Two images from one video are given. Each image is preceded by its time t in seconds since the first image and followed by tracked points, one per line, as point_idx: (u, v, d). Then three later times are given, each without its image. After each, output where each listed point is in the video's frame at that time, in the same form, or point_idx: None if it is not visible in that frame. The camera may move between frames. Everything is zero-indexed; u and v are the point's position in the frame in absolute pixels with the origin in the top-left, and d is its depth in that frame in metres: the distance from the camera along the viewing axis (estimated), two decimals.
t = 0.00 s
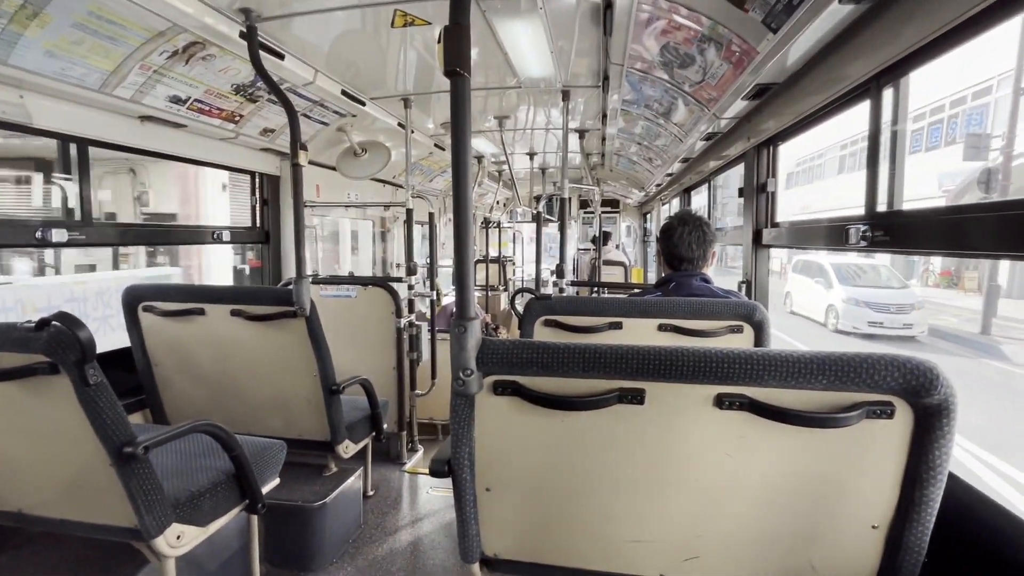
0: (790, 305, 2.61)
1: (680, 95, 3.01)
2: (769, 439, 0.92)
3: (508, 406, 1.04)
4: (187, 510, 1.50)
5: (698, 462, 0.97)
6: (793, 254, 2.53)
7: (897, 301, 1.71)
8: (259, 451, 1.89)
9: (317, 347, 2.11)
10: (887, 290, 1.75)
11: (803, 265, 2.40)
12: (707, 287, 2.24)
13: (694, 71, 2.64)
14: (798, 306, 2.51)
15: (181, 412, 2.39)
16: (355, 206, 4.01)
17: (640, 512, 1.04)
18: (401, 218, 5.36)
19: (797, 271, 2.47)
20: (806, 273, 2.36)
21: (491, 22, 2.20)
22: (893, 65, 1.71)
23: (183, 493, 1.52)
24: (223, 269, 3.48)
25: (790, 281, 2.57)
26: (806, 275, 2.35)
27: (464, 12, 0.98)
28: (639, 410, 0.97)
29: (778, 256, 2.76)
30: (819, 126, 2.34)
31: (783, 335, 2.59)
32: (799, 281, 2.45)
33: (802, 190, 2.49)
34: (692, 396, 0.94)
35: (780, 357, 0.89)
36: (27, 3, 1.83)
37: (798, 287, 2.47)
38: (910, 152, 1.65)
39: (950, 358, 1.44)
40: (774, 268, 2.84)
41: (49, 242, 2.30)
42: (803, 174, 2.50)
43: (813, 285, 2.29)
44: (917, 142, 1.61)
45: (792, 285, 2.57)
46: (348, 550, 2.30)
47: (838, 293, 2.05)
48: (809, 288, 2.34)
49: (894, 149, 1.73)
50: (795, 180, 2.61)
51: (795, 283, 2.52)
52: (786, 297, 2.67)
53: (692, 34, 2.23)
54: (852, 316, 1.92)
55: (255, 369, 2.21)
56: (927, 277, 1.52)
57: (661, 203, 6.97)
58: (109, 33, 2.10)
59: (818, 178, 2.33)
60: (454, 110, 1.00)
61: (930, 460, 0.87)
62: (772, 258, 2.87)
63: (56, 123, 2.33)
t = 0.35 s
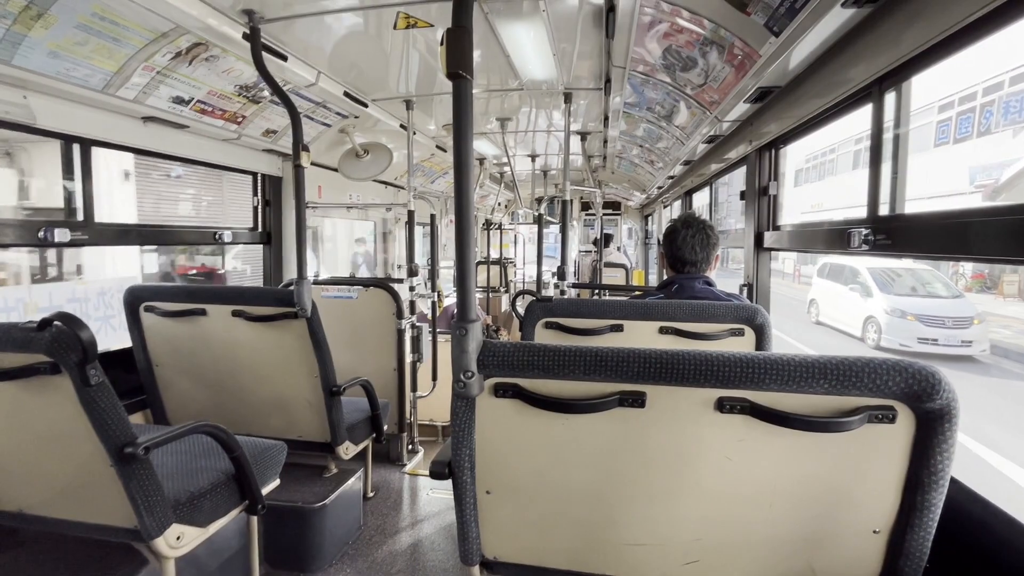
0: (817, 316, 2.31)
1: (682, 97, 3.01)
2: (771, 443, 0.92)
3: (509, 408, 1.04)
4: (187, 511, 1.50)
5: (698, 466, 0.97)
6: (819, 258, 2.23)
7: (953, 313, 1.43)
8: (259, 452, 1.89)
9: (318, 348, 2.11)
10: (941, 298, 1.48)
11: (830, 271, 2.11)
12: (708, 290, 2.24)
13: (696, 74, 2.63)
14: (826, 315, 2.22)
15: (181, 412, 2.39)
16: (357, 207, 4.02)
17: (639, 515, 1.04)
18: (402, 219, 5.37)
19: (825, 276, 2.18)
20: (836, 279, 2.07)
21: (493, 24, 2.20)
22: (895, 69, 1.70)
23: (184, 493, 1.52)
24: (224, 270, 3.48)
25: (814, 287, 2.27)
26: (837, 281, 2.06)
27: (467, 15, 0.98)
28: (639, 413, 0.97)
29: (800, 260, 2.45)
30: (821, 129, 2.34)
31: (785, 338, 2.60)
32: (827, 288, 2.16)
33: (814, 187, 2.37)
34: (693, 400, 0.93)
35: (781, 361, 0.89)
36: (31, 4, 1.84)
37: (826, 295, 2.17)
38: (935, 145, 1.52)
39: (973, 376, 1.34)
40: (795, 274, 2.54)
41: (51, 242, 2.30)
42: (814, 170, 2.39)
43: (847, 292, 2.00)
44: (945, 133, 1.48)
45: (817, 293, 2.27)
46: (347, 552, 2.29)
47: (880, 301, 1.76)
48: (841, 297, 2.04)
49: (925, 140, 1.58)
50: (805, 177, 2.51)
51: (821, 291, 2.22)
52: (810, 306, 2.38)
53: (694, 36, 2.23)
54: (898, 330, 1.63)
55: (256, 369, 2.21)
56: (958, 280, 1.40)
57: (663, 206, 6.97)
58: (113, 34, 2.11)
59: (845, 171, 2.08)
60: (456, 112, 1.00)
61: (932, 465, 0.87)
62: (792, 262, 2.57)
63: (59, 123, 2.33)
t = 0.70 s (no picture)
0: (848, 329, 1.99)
1: (681, 96, 3.01)
2: (770, 442, 0.92)
3: (508, 407, 1.04)
4: (184, 511, 1.50)
5: (697, 465, 0.97)
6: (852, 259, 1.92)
7: None
8: (257, 451, 1.88)
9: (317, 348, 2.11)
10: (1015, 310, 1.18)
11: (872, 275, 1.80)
12: (707, 289, 2.24)
13: (695, 73, 2.63)
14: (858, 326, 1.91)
15: (179, 411, 2.39)
16: (355, 207, 4.01)
17: (638, 514, 1.04)
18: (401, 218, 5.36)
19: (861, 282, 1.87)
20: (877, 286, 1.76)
21: (492, 22, 2.20)
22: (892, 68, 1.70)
23: (181, 493, 1.52)
24: (222, 269, 3.47)
25: (846, 293, 1.97)
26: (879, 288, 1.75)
27: (465, 13, 0.98)
28: (638, 412, 0.97)
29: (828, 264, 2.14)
30: (820, 128, 2.33)
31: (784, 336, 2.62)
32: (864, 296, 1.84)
33: (818, 183, 2.31)
34: (692, 399, 0.93)
35: (779, 360, 0.89)
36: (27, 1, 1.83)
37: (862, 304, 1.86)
38: (961, 134, 1.38)
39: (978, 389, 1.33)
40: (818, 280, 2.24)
41: (48, 241, 2.29)
42: (821, 165, 2.31)
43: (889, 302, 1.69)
44: (971, 122, 1.33)
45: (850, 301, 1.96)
46: (346, 551, 2.29)
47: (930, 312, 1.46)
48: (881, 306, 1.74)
49: (951, 127, 1.44)
50: (811, 172, 2.42)
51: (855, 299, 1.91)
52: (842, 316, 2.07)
53: (693, 35, 2.23)
54: (958, 348, 1.33)
55: (254, 369, 2.21)
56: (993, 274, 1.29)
57: (661, 205, 6.97)
58: (109, 32, 2.10)
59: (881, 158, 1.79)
60: (454, 110, 1.00)
61: (930, 464, 0.87)
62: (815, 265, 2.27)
63: (56, 121, 2.32)
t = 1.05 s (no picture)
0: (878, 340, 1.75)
1: (680, 96, 3.01)
2: (769, 442, 0.92)
3: (508, 407, 1.04)
4: (185, 511, 1.50)
5: (698, 465, 0.97)
6: (897, 264, 1.64)
7: None
8: (257, 452, 1.88)
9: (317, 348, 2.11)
10: None
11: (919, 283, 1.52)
12: (707, 288, 2.24)
13: (694, 72, 2.63)
14: (894, 340, 1.64)
15: (179, 412, 2.39)
16: (354, 207, 4.01)
17: (639, 513, 1.04)
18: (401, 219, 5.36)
19: (907, 290, 1.59)
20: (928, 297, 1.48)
21: (491, 22, 2.20)
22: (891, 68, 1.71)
23: (181, 494, 1.52)
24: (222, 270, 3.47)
25: (890, 302, 1.68)
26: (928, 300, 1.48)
27: (464, 13, 0.98)
28: (638, 411, 0.97)
29: (856, 269, 1.90)
30: (819, 127, 2.33)
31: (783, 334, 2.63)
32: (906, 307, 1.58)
33: (830, 180, 2.19)
34: (692, 398, 0.94)
35: (779, 359, 0.89)
36: (26, 3, 1.83)
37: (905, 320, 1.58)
38: (994, 125, 1.25)
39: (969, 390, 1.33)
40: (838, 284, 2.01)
41: (47, 242, 2.29)
42: (832, 160, 2.20)
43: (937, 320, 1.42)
44: (1008, 109, 1.21)
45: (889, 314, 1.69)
46: (346, 552, 2.29)
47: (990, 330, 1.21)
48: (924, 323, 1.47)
49: (981, 117, 1.31)
50: (822, 168, 2.30)
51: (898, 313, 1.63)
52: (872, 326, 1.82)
53: (692, 34, 2.23)
54: None
55: (254, 370, 2.21)
56: None
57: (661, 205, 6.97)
58: (108, 33, 2.10)
59: (928, 147, 1.55)
60: (454, 111, 1.00)
61: (929, 463, 0.87)
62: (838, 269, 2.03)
63: (55, 123, 2.32)
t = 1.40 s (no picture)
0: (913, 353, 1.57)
1: (680, 96, 3.01)
2: (769, 443, 0.92)
3: (507, 407, 1.04)
4: (184, 511, 1.49)
5: (698, 465, 0.97)
6: (915, 265, 1.56)
7: None
8: (257, 452, 1.88)
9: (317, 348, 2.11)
10: None
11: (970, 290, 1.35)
12: (707, 289, 2.24)
13: (694, 73, 2.64)
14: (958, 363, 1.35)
15: (179, 412, 2.38)
16: (354, 207, 4.01)
17: (638, 514, 1.04)
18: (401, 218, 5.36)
19: (973, 304, 1.33)
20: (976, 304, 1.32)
21: (491, 23, 2.20)
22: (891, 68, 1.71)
23: (180, 494, 1.51)
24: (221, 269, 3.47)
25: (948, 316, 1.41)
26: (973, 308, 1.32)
27: (464, 14, 0.98)
28: (638, 411, 0.97)
29: (881, 274, 1.73)
30: (818, 128, 2.33)
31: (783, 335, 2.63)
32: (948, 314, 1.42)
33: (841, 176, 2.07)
34: (692, 399, 0.93)
35: (779, 359, 0.89)
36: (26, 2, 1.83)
37: (945, 330, 1.42)
38: None
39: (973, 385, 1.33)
40: (863, 290, 1.82)
41: (47, 242, 2.29)
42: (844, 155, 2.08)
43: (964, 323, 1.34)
44: None
45: (932, 325, 1.49)
46: (345, 552, 2.29)
47: None
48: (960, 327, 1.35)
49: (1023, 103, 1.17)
50: (833, 164, 2.18)
51: (936, 319, 1.47)
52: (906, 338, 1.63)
53: (692, 35, 2.23)
54: None
55: (254, 369, 2.21)
56: None
57: (661, 206, 6.98)
58: (108, 32, 2.10)
59: (953, 139, 1.43)
60: (454, 111, 1.00)
61: (928, 464, 0.87)
62: (864, 272, 1.83)
63: (54, 122, 2.32)
